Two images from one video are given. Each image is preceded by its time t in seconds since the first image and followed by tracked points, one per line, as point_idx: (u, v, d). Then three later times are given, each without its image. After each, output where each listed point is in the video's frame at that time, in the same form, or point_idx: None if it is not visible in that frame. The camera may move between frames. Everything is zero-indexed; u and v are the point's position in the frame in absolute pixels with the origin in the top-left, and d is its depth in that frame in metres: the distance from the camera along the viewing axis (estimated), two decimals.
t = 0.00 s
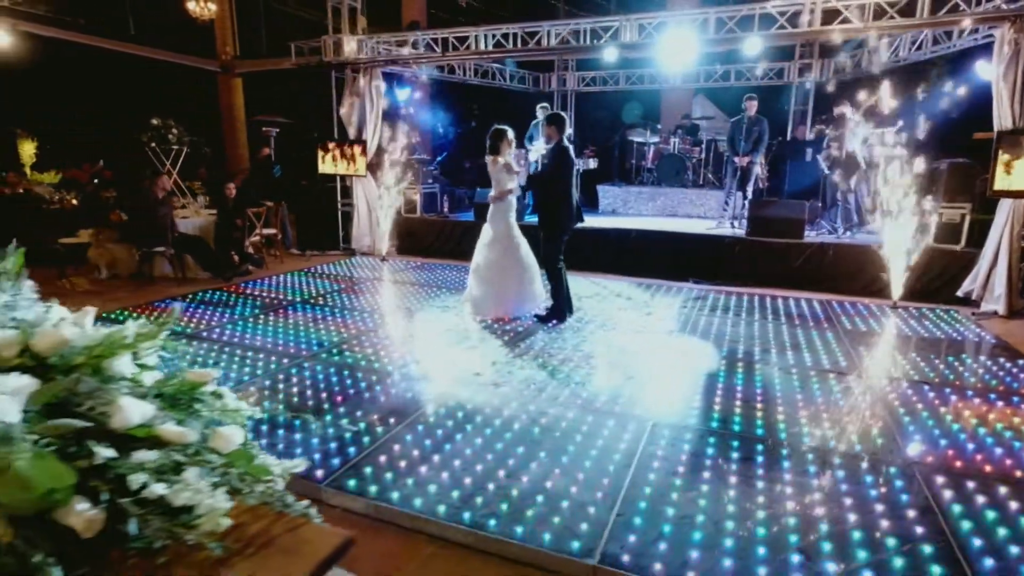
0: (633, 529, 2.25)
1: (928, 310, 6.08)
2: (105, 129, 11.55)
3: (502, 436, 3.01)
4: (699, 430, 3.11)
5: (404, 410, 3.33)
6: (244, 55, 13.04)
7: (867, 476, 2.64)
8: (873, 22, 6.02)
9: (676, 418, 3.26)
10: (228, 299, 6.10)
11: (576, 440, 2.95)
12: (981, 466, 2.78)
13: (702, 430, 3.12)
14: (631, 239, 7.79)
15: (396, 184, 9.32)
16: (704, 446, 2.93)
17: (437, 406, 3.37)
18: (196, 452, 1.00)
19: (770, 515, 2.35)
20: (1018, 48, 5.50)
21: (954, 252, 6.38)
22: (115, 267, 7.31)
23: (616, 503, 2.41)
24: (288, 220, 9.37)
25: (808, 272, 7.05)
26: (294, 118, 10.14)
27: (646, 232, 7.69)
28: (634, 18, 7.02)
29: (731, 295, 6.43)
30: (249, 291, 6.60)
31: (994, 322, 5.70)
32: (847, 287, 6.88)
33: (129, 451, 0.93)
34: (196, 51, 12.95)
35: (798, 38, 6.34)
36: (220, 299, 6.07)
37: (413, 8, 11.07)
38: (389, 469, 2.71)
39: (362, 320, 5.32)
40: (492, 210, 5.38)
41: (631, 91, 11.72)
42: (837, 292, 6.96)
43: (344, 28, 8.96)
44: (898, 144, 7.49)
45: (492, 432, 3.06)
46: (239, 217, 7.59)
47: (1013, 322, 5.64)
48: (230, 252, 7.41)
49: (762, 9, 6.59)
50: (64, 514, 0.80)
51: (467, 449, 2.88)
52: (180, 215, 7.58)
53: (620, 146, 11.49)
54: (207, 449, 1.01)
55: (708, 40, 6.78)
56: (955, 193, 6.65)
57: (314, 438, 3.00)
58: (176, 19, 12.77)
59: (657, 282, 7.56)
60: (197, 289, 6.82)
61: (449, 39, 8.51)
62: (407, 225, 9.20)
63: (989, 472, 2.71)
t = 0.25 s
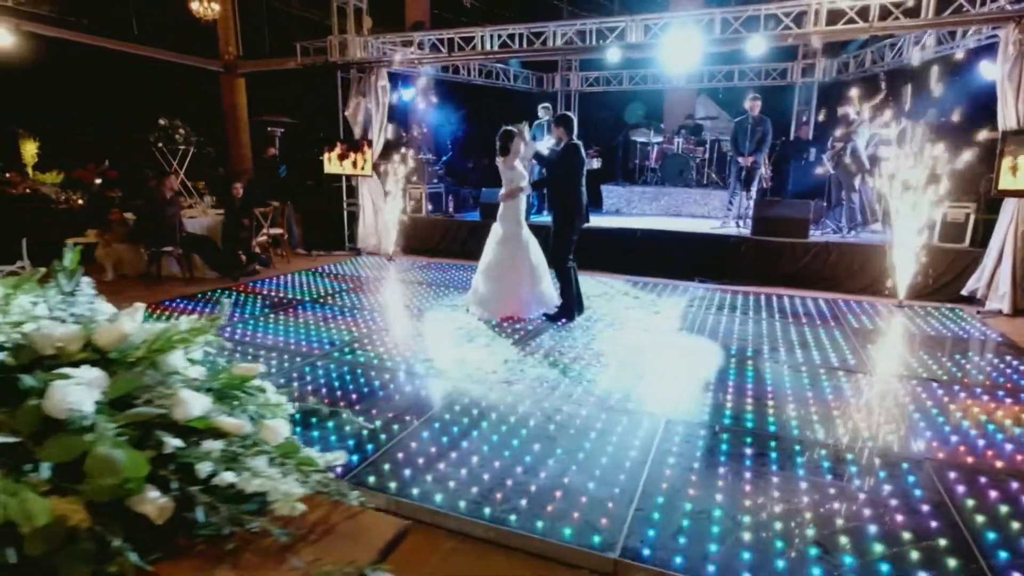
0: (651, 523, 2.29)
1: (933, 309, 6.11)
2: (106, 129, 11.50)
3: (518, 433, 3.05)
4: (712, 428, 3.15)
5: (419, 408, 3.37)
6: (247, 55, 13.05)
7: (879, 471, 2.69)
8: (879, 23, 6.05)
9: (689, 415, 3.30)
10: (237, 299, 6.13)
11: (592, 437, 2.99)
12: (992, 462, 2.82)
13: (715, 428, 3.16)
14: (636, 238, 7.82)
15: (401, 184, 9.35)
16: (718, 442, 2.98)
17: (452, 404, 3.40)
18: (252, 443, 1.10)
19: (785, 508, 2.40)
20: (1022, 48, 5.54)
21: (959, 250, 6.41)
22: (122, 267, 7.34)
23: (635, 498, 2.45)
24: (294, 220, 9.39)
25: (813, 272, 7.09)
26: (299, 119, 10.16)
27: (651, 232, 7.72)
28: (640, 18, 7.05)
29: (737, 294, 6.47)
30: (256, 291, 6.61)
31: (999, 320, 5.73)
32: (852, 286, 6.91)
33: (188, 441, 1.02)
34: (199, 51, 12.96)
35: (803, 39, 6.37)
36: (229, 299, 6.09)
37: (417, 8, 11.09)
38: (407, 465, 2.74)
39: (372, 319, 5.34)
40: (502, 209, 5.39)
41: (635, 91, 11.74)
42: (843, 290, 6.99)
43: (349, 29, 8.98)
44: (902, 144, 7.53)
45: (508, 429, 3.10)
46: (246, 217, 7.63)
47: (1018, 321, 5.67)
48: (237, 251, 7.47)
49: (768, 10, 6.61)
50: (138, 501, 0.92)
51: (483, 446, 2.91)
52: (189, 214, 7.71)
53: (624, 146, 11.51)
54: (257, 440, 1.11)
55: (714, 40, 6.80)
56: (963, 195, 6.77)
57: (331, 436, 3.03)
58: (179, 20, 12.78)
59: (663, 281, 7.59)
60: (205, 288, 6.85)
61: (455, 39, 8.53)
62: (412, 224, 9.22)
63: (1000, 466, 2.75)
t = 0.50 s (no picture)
0: (672, 521, 2.33)
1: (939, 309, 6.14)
2: (105, 128, 11.51)
3: (534, 434, 3.09)
4: (725, 428, 3.22)
5: (435, 407, 3.40)
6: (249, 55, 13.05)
7: (895, 470, 2.76)
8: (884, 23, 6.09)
9: (702, 416, 3.37)
10: (246, 299, 6.16)
11: (608, 437, 3.05)
12: (1002, 461, 2.89)
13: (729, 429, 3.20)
14: (642, 238, 7.84)
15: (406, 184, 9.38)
16: (732, 443, 3.04)
17: (467, 404, 3.44)
18: (310, 444, 1.11)
19: (803, 505, 2.45)
20: None
21: (962, 250, 6.44)
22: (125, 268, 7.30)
23: (654, 497, 2.50)
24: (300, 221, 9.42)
25: (818, 271, 7.12)
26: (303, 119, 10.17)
27: (657, 232, 7.74)
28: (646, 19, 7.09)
29: (742, 294, 6.51)
30: (264, 291, 6.64)
31: (1004, 319, 5.77)
32: (856, 286, 6.95)
33: (251, 441, 1.03)
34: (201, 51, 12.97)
35: (809, 40, 6.40)
36: (238, 299, 6.12)
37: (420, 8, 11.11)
38: (428, 464, 2.78)
39: (383, 319, 5.37)
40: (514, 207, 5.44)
41: (638, 91, 11.77)
42: (847, 290, 7.03)
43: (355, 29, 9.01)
44: (906, 144, 7.58)
45: (525, 429, 3.15)
46: (253, 217, 7.67)
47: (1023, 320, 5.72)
48: (244, 251, 7.50)
49: (774, 10, 6.64)
50: (210, 500, 0.92)
51: (501, 446, 2.96)
52: (196, 214, 7.75)
53: (628, 146, 11.54)
54: (314, 441, 1.10)
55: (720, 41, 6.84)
56: (966, 193, 6.73)
57: (351, 436, 3.06)
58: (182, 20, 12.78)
59: (669, 281, 7.62)
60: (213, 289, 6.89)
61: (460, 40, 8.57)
62: (417, 224, 9.25)
63: (1013, 464, 2.82)
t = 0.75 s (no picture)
0: (692, 521, 2.37)
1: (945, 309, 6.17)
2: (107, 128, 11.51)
3: (551, 434, 3.12)
4: (739, 428, 3.27)
5: (452, 407, 3.43)
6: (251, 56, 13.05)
7: (909, 470, 2.84)
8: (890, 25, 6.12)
9: (715, 416, 3.42)
10: (254, 300, 6.19)
11: (624, 437, 3.10)
12: (1014, 462, 2.96)
13: (743, 429, 3.25)
14: (647, 238, 7.87)
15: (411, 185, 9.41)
16: (747, 443, 3.09)
17: (482, 404, 3.47)
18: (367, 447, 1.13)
19: (822, 504, 2.51)
20: None
21: (968, 250, 6.48)
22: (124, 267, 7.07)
23: (674, 497, 2.54)
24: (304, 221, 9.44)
25: (823, 271, 7.15)
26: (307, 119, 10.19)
27: (662, 232, 7.76)
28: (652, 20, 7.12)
29: (746, 294, 6.55)
30: (270, 291, 6.66)
31: (1010, 319, 5.81)
32: (861, 287, 6.99)
33: (319, 445, 1.05)
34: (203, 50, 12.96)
35: (815, 41, 6.43)
36: (247, 301, 6.16)
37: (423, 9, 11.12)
38: (449, 464, 2.81)
39: (393, 319, 5.40)
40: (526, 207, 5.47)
41: (641, 91, 11.79)
42: (851, 291, 7.07)
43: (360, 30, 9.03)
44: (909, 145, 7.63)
45: (541, 429, 3.18)
46: (260, 217, 7.71)
47: None
48: (251, 252, 7.53)
49: (779, 11, 6.67)
50: (282, 503, 0.94)
51: (518, 446, 2.99)
52: (203, 215, 7.78)
53: (630, 146, 11.57)
54: (372, 444, 1.14)
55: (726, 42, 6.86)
56: (969, 193, 6.73)
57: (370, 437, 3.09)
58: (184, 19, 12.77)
59: (674, 281, 7.65)
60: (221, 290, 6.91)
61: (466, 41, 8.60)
62: (422, 225, 9.27)
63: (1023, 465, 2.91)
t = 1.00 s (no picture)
0: (712, 523, 2.41)
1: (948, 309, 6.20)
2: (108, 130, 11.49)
3: (566, 436, 3.15)
4: (752, 428, 3.33)
5: (466, 408, 3.46)
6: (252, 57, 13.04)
7: (923, 469, 2.89)
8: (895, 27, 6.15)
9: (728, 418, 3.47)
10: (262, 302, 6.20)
11: (637, 439, 3.15)
12: None
13: (756, 431, 3.29)
14: (652, 239, 7.89)
15: (415, 187, 9.44)
16: (761, 443, 3.14)
17: (495, 405, 3.50)
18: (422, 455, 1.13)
19: (837, 506, 2.55)
20: None
21: (973, 251, 6.52)
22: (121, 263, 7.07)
23: (691, 499, 2.58)
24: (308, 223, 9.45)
25: (827, 272, 7.18)
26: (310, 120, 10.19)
27: (666, 233, 7.79)
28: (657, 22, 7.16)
29: (748, 295, 6.60)
30: (278, 293, 6.68)
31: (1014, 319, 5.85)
32: (865, 287, 7.03)
33: (378, 452, 1.06)
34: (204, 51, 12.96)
35: (820, 42, 6.46)
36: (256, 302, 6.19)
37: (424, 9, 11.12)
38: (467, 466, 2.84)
39: (402, 320, 5.44)
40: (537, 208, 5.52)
41: (643, 92, 11.82)
42: (854, 292, 7.11)
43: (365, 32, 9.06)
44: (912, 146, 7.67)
45: (555, 430, 3.22)
46: (266, 219, 7.73)
47: None
48: (257, 253, 7.55)
49: (783, 13, 6.71)
50: (347, 510, 0.95)
51: (533, 448, 3.01)
52: (208, 217, 7.79)
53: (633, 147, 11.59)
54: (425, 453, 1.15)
55: (731, 44, 6.90)
56: (974, 194, 6.75)
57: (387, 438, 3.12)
58: (186, 20, 12.77)
59: (679, 282, 7.67)
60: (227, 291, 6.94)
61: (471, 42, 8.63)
62: (427, 226, 9.28)
63: None
